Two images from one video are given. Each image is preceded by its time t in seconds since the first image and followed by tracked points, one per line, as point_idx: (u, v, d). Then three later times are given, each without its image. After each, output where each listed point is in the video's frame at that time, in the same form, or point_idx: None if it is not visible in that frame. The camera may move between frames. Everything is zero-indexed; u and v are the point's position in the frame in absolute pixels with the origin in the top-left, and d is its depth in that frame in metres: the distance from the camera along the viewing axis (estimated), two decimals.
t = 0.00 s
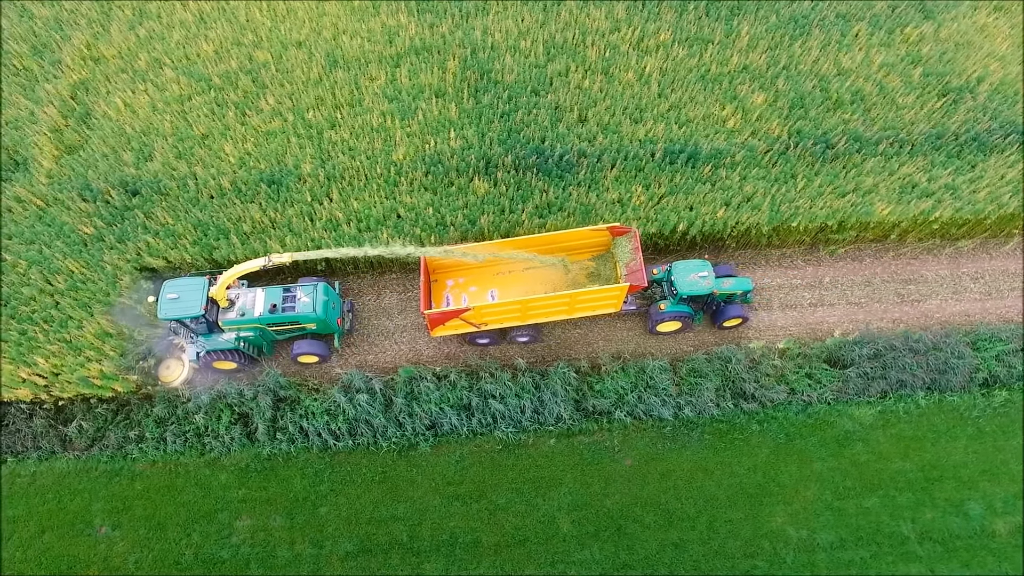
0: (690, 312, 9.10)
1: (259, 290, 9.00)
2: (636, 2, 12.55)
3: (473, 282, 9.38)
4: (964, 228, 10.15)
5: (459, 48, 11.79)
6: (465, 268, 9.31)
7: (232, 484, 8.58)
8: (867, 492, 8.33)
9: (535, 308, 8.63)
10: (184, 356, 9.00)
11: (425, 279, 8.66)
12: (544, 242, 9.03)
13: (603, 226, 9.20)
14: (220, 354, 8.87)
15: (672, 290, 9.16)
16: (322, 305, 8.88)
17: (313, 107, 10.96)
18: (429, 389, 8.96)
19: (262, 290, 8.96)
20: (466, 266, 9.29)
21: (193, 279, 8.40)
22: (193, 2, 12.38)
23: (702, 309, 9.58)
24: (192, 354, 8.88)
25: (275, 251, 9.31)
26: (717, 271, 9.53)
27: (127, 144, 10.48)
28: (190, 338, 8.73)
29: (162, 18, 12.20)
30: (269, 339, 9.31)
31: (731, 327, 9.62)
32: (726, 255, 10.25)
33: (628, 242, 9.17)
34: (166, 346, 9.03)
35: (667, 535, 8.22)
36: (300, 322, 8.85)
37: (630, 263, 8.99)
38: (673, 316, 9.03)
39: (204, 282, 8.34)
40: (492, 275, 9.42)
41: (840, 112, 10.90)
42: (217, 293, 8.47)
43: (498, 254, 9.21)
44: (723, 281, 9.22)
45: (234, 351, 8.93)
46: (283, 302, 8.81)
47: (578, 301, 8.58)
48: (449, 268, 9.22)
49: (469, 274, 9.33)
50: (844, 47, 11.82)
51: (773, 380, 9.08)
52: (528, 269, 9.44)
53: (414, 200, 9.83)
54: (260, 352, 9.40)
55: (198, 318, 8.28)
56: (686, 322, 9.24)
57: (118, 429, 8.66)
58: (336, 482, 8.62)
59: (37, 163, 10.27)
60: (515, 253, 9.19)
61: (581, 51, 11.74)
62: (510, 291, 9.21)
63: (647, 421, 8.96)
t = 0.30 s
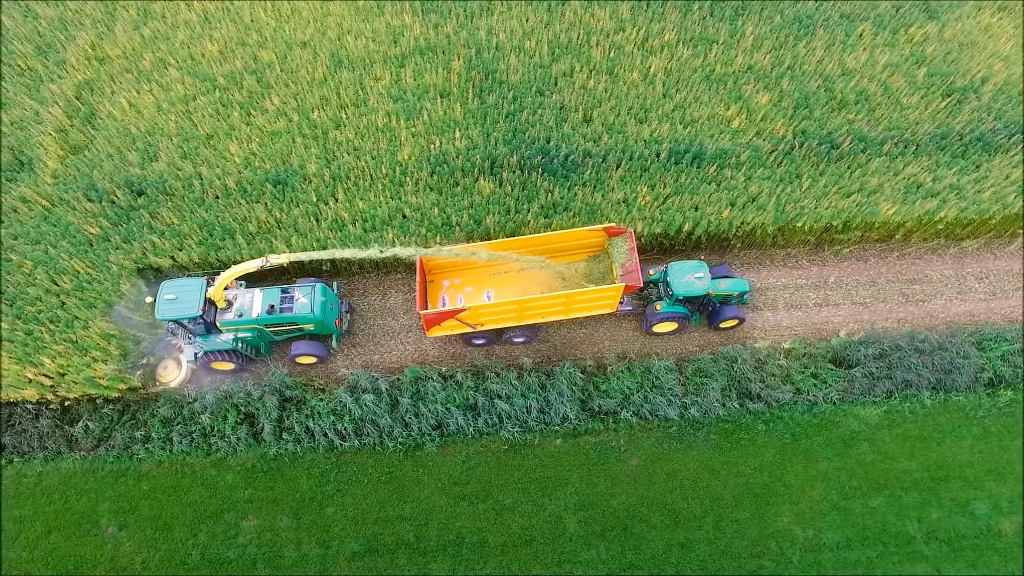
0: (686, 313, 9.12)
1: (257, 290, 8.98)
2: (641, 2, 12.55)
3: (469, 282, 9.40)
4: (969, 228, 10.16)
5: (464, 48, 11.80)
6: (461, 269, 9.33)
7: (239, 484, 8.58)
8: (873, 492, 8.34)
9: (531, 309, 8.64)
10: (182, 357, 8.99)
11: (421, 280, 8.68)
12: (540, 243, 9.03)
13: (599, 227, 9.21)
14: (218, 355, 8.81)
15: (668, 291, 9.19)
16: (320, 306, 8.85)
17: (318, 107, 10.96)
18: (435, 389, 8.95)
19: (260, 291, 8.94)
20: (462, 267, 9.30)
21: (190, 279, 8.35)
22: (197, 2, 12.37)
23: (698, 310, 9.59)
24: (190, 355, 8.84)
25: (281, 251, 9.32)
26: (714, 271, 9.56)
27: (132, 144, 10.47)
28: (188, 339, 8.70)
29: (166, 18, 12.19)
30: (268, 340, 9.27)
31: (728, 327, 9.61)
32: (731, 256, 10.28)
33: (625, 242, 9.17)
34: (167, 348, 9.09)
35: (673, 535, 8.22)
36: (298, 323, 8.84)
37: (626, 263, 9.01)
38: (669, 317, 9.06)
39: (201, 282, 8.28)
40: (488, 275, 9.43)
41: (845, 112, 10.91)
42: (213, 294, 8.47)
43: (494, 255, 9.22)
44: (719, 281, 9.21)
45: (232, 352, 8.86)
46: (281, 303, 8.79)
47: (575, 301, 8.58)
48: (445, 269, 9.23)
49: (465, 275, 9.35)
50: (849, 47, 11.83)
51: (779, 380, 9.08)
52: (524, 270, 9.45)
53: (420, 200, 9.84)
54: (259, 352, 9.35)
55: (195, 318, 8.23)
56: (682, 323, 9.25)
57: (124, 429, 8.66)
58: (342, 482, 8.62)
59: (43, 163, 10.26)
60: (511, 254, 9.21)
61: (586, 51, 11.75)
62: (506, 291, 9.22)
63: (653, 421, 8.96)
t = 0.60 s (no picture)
0: (683, 314, 9.12)
1: (255, 291, 8.98)
2: (645, 3, 12.57)
3: (467, 283, 9.41)
4: (974, 228, 10.18)
5: (468, 48, 11.80)
6: (459, 269, 9.34)
7: (245, 484, 8.58)
8: (879, 492, 8.35)
9: (529, 310, 8.62)
10: (180, 357, 8.92)
11: (419, 280, 8.68)
12: (538, 244, 9.03)
13: (597, 228, 9.20)
14: (216, 355, 8.77)
15: (666, 291, 9.19)
16: (319, 307, 8.87)
17: (323, 107, 10.97)
18: (440, 389, 8.96)
19: (258, 291, 8.94)
20: (460, 267, 9.31)
21: (188, 279, 8.32)
22: (201, 2, 12.38)
23: (696, 311, 9.59)
24: (188, 355, 8.74)
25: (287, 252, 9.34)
26: (712, 272, 9.55)
27: (137, 144, 10.48)
28: (186, 340, 8.66)
29: (171, 18, 12.20)
30: (265, 340, 9.28)
31: (727, 327, 9.58)
32: (735, 256, 10.31)
33: (622, 243, 9.16)
34: (166, 347, 9.06)
35: (679, 534, 8.23)
36: (297, 323, 8.87)
37: (624, 265, 9.00)
38: (667, 317, 9.06)
39: (200, 282, 8.27)
40: (486, 276, 9.44)
41: (850, 113, 10.92)
42: (213, 294, 8.54)
43: (492, 256, 9.22)
44: (717, 282, 9.18)
45: (230, 352, 8.83)
46: (279, 303, 8.79)
47: (573, 302, 8.58)
48: (443, 269, 9.24)
49: (463, 276, 9.35)
50: (853, 47, 11.84)
51: (784, 380, 9.09)
52: (522, 271, 9.46)
53: (425, 200, 9.85)
54: (256, 352, 9.35)
55: (194, 318, 8.18)
56: (680, 323, 9.25)
57: (130, 429, 8.66)
58: (348, 482, 8.62)
59: (48, 163, 10.26)
60: (509, 255, 9.22)
61: (590, 51, 11.76)
62: (504, 292, 9.24)
63: (659, 421, 8.96)
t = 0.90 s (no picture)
0: (683, 314, 9.14)
1: (253, 291, 8.96)
2: (649, 3, 12.59)
3: (467, 283, 9.44)
4: (978, 228, 10.20)
5: (473, 48, 11.82)
6: (458, 269, 9.37)
7: (251, 483, 8.59)
8: (884, 491, 8.36)
9: (528, 310, 8.64)
10: (177, 356, 8.86)
11: (418, 281, 8.70)
12: (536, 245, 9.04)
13: (596, 228, 9.20)
14: (214, 355, 8.79)
15: (666, 291, 9.20)
16: (317, 307, 8.87)
17: (328, 107, 10.98)
18: (447, 389, 8.97)
19: (256, 291, 8.92)
20: (459, 268, 9.34)
21: (186, 280, 8.32)
22: (206, 2, 12.38)
23: (695, 311, 9.61)
24: (186, 355, 8.79)
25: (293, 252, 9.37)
26: (712, 273, 9.54)
27: (142, 144, 10.48)
28: (184, 340, 8.73)
29: (175, 18, 12.21)
30: (263, 340, 9.29)
31: (727, 328, 9.58)
32: (740, 256, 10.34)
33: (622, 244, 9.17)
34: (163, 344, 8.95)
35: (685, 534, 8.23)
36: (295, 323, 8.85)
37: (623, 265, 9.00)
38: (666, 317, 9.07)
39: (198, 282, 8.28)
40: (486, 276, 9.47)
41: (854, 113, 10.94)
42: (211, 294, 8.55)
43: (491, 256, 9.25)
44: (717, 283, 9.18)
45: (228, 352, 8.85)
46: (277, 304, 8.78)
47: (572, 302, 8.60)
48: (442, 270, 9.28)
49: (463, 276, 9.39)
50: (857, 47, 11.85)
51: (789, 380, 9.10)
52: (521, 271, 9.49)
53: (431, 200, 9.86)
54: (255, 352, 9.34)
55: (192, 319, 8.16)
56: (679, 323, 9.26)
57: (137, 429, 8.67)
58: (354, 481, 8.63)
59: (54, 163, 10.27)
60: (508, 256, 9.25)
61: (595, 51, 11.78)
62: (503, 292, 9.28)
63: (664, 420, 8.97)
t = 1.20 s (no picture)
0: (683, 314, 9.14)
1: (251, 291, 8.96)
2: (654, 3, 12.60)
3: (467, 282, 9.44)
4: (983, 228, 10.21)
5: (478, 48, 11.83)
6: (458, 269, 9.37)
7: (258, 483, 8.60)
8: (890, 490, 8.36)
9: (528, 309, 8.65)
10: (176, 358, 8.95)
11: (418, 280, 8.70)
12: (536, 244, 9.06)
13: (597, 227, 9.22)
14: (212, 355, 8.84)
15: (666, 291, 9.20)
16: (315, 307, 8.88)
17: (333, 107, 10.99)
18: (453, 388, 8.98)
19: (255, 291, 8.93)
20: (460, 267, 9.34)
21: (184, 280, 8.40)
22: (211, 2, 12.39)
23: (696, 311, 9.62)
24: (184, 356, 8.90)
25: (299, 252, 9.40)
26: (713, 273, 9.55)
27: (148, 144, 10.50)
28: (183, 340, 8.83)
29: (180, 17, 12.22)
30: (262, 340, 9.28)
31: (726, 328, 9.59)
32: (745, 255, 10.35)
33: (622, 243, 9.19)
34: (162, 344, 8.99)
35: (692, 533, 8.23)
36: (293, 323, 8.85)
37: (623, 264, 9.02)
38: (666, 317, 9.06)
39: (196, 283, 8.34)
40: (486, 275, 9.47)
41: (859, 113, 10.95)
42: (208, 294, 8.53)
43: (492, 255, 9.26)
44: (718, 283, 9.18)
45: (226, 353, 8.89)
46: (276, 304, 8.79)
47: (572, 302, 8.61)
48: (443, 269, 9.28)
49: (463, 275, 9.39)
50: (862, 47, 11.87)
51: (795, 379, 9.10)
52: (521, 270, 9.50)
53: (436, 200, 9.87)
54: (253, 353, 9.34)
55: (190, 319, 8.24)
56: (679, 323, 9.27)
57: (143, 428, 8.68)
58: (361, 481, 8.64)
59: (59, 163, 10.28)
60: (508, 255, 9.26)
61: (599, 51, 11.80)
62: (503, 291, 9.28)
63: (670, 420, 8.98)
